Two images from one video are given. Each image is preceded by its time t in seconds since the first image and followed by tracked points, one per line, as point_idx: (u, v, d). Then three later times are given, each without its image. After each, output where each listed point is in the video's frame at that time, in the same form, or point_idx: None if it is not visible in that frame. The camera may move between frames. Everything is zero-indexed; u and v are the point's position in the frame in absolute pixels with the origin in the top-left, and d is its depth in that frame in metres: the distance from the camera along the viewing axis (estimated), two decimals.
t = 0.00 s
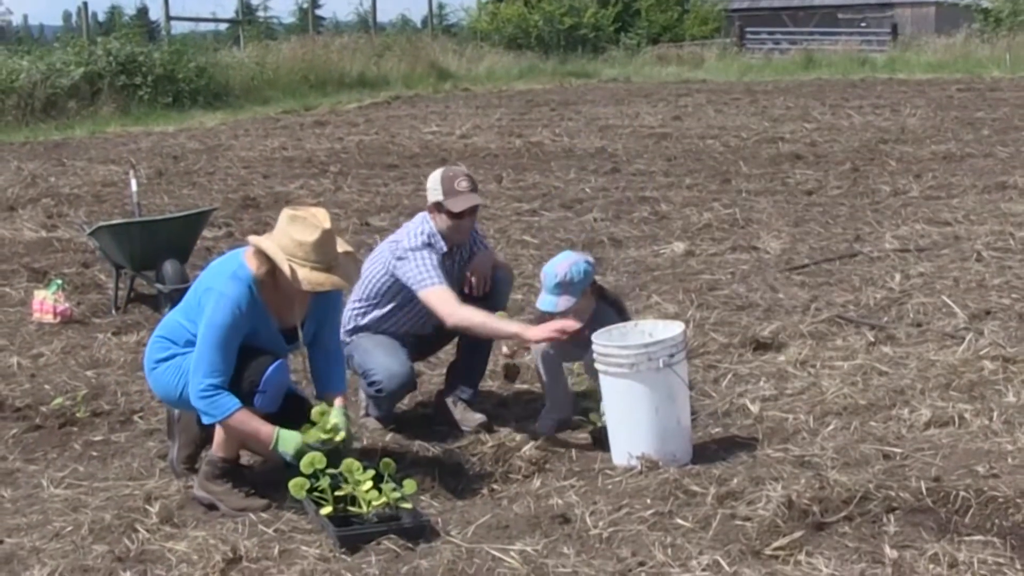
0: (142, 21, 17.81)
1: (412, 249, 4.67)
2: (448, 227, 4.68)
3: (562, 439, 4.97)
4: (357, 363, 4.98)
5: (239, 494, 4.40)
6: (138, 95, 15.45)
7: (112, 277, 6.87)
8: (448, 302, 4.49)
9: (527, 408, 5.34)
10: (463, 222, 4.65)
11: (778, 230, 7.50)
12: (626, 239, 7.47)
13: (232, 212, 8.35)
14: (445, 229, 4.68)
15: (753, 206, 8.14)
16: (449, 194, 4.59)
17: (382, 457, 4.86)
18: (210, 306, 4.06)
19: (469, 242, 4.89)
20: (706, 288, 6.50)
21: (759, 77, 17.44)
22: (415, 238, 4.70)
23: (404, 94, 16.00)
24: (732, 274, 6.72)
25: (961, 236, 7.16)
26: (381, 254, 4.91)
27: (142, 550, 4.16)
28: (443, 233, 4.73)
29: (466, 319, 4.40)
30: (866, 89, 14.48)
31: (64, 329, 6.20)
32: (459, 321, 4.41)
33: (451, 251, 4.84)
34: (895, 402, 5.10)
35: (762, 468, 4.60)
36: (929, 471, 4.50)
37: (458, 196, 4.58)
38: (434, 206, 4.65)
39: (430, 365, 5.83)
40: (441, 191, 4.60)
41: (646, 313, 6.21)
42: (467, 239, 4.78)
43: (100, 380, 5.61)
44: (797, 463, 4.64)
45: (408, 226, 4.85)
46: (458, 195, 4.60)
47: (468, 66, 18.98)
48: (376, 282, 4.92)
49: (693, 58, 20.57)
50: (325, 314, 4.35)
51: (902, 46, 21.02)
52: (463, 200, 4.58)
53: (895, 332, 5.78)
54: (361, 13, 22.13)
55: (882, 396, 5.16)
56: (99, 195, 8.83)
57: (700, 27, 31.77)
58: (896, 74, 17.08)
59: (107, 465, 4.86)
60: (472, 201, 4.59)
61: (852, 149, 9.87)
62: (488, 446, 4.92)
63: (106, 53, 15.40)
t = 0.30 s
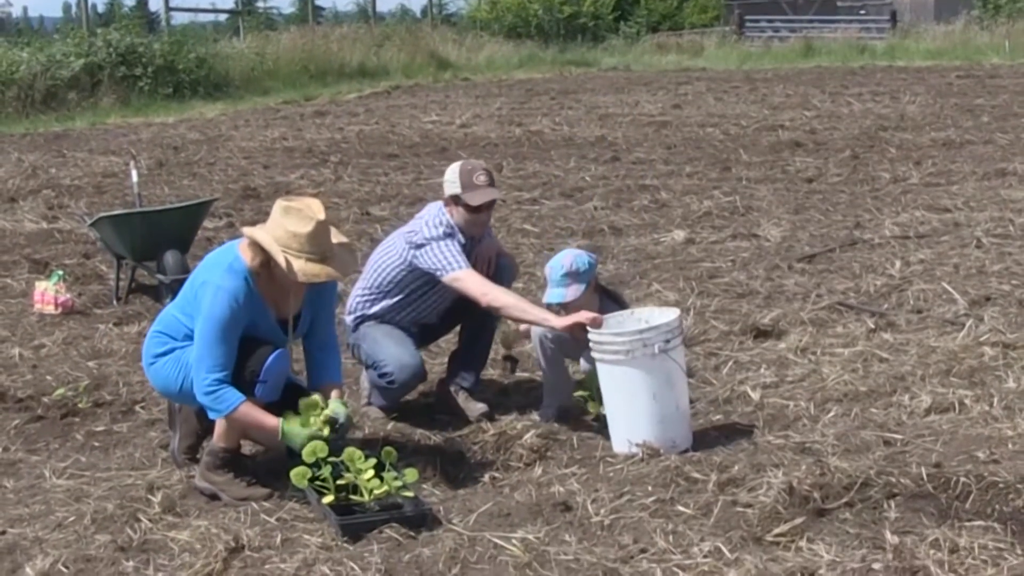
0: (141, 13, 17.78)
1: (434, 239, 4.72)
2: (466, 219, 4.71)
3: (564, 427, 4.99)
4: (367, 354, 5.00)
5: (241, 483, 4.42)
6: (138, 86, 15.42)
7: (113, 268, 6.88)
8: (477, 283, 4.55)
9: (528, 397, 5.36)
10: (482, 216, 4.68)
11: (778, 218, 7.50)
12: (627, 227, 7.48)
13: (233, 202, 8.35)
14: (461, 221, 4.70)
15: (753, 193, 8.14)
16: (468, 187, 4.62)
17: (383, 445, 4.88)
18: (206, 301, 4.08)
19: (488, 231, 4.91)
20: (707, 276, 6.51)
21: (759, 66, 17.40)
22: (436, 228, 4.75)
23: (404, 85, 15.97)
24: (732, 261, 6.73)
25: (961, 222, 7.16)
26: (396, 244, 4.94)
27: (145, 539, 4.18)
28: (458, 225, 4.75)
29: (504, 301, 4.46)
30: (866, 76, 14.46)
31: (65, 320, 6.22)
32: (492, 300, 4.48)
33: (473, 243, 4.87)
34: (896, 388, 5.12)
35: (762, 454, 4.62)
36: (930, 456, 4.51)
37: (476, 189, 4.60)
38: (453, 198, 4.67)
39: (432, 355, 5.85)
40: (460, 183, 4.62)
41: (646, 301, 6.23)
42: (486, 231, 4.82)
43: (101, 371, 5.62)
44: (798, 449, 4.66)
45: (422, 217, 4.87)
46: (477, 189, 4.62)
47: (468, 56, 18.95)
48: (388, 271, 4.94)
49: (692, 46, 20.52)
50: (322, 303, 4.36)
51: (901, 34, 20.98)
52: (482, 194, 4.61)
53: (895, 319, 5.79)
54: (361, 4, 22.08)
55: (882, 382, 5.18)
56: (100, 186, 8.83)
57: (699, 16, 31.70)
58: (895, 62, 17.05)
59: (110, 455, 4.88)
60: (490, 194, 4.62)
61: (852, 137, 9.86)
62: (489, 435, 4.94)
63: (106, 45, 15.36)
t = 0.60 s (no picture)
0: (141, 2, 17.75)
1: (440, 220, 4.75)
2: (472, 204, 4.70)
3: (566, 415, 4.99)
4: (371, 338, 4.99)
5: (243, 472, 4.42)
6: (138, 75, 15.39)
7: (114, 257, 6.88)
8: (478, 264, 4.59)
9: (530, 385, 5.36)
10: (489, 201, 4.68)
11: (780, 206, 7.48)
12: (628, 216, 7.46)
13: (233, 191, 8.35)
14: (469, 207, 4.71)
15: (754, 182, 8.12)
16: (474, 171, 4.62)
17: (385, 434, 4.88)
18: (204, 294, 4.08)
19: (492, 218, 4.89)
20: (709, 265, 6.50)
21: (761, 54, 17.33)
22: (441, 211, 4.78)
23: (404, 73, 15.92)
24: (734, 250, 6.71)
25: (964, 211, 7.14)
26: (399, 229, 4.94)
27: (146, 528, 4.18)
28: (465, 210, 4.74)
29: (500, 286, 4.49)
30: (869, 64, 14.40)
31: (66, 309, 6.22)
32: (490, 282, 4.51)
33: (478, 230, 4.87)
34: (898, 376, 5.11)
35: (765, 442, 4.61)
36: (932, 445, 4.50)
37: (482, 173, 4.61)
38: (458, 182, 4.68)
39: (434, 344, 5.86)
40: (466, 168, 4.63)
41: (648, 289, 6.22)
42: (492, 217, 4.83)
43: (103, 360, 5.63)
44: (800, 437, 4.66)
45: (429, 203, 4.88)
46: (483, 173, 4.61)
47: (469, 44, 18.89)
48: (391, 257, 4.94)
49: (693, 34, 20.44)
50: (322, 292, 4.36)
51: (903, 22, 20.88)
52: (488, 178, 4.61)
53: (898, 307, 5.78)
54: None
55: (885, 370, 5.17)
56: (100, 175, 8.83)
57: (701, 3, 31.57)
58: (898, 50, 16.96)
59: (111, 444, 4.88)
60: (495, 178, 4.61)
61: (855, 125, 9.83)
62: (491, 423, 4.94)
63: (106, 34, 15.33)
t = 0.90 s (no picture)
0: None
1: (447, 200, 4.72)
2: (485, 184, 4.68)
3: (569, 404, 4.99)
4: (370, 314, 5.00)
5: (246, 461, 4.42)
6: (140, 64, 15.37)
7: (117, 246, 6.89)
8: (481, 246, 4.57)
9: (533, 374, 5.36)
10: (502, 181, 4.66)
11: (784, 195, 7.46)
12: (632, 205, 7.45)
13: (236, 180, 8.35)
14: (481, 189, 4.69)
15: (758, 171, 8.10)
16: (489, 153, 4.60)
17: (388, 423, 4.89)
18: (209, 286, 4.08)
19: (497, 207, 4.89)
20: (712, 254, 6.49)
21: (765, 43, 17.26)
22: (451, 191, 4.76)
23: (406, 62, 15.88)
24: (738, 239, 6.70)
25: (969, 200, 7.12)
26: (409, 207, 4.92)
27: (150, 516, 4.19)
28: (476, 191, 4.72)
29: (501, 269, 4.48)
30: (873, 53, 14.33)
31: (69, 298, 6.22)
32: (492, 266, 4.49)
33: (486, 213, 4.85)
34: (903, 365, 5.10)
35: (769, 432, 4.61)
36: (937, 434, 4.49)
37: (497, 155, 4.59)
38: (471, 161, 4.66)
39: (437, 333, 5.86)
40: (481, 149, 4.60)
41: (652, 278, 6.21)
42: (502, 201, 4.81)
43: (106, 348, 5.63)
44: (803, 426, 4.65)
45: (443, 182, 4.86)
46: (497, 155, 4.60)
47: (472, 32, 18.84)
48: (399, 235, 4.93)
49: (697, 23, 20.36)
50: (327, 286, 4.35)
51: (907, 11, 20.76)
52: (502, 160, 4.59)
53: (902, 297, 5.77)
54: None
55: (889, 359, 5.16)
56: (103, 164, 8.83)
57: None
58: (902, 39, 16.87)
59: (114, 433, 4.89)
60: (509, 160, 4.59)
61: (859, 114, 9.79)
62: (494, 412, 4.94)
63: (108, 22, 15.32)
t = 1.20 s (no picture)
0: None
1: (462, 169, 4.73)
2: (501, 159, 4.68)
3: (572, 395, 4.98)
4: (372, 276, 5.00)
5: (249, 452, 4.43)
6: (142, 54, 15.36)
7: (119, 237, 6.89)
8: (486, 223, 4.59)
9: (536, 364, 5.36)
10: (518, 159, 4.67)
11: (787, 184, 7.45)
12: (634, 195, 7.44)
13: (238, 170, 8.35)
14: (496, 162, 4.69)
15: (761, 160, 8.09)
16: (508, 129, 4.60)
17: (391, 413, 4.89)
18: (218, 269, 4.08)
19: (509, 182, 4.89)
20: (715, 243, 6.48)
21: (768, 32, 17.20)
22: (466, 159, 4.76)
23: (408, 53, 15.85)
24: (741, 228, 6.69)
25: (972, 189, 7.11)
26: (423, 169, 4.95)
27: (153, 507, 4.19)
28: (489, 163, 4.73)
29: (505, 246, 4.50)
30: (876, 42, 14.29)
31: (71, 289, 6.23)
32: (497, 245, 4.51)
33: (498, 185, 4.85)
34: (906, 355, 5.09)
35: (772, 421, 4.60)
36: (941, 424, 4.49)
37: (516, 133, 4.60)
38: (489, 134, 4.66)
39: (439, 324, 5.86)
40: (501, 124, 4.61)
41: (655, 267, 6.20)
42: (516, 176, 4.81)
43: (109, 339, 5.64)
44: (807, 416, 4.64)
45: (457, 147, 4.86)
46: (516, 132, 4.61)
47: (473, 22, 18.80)
48: (409, 194, 4.96)
49: (699, 13, 20.31)
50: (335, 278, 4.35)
51: None
52: (521, 138, 4.60)
53: (906, 286, 5.76)
54: None
55: (892, 348, 5.15)
56: (105, 154, 8.83)
57: None
58: (905, 28, 16.81)
59: (117, 423, 4.89)
60: (528, 139, 4.60)
61: (862, 103, 9.76)
62: (497, 402, 4.94)
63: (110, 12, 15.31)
